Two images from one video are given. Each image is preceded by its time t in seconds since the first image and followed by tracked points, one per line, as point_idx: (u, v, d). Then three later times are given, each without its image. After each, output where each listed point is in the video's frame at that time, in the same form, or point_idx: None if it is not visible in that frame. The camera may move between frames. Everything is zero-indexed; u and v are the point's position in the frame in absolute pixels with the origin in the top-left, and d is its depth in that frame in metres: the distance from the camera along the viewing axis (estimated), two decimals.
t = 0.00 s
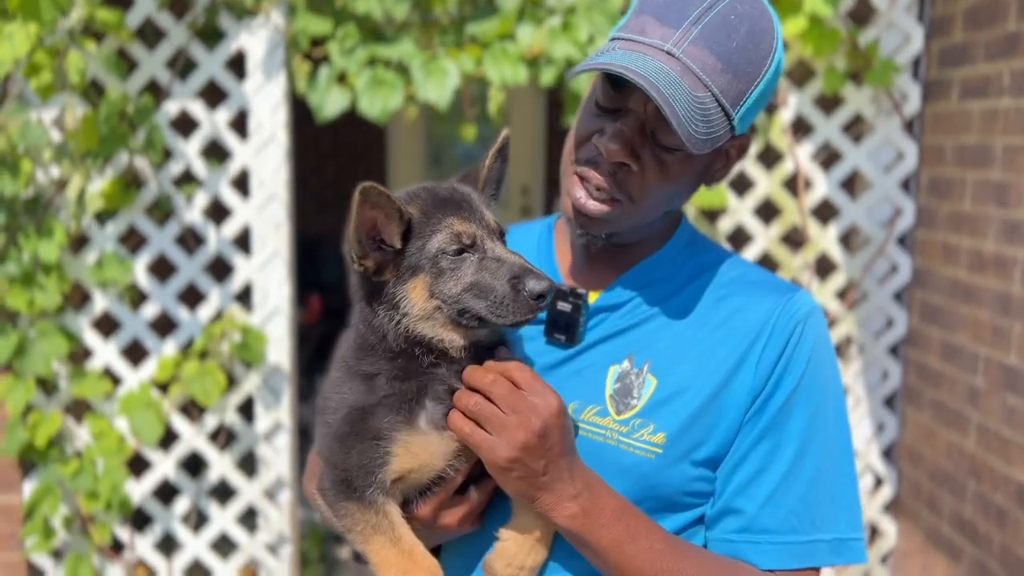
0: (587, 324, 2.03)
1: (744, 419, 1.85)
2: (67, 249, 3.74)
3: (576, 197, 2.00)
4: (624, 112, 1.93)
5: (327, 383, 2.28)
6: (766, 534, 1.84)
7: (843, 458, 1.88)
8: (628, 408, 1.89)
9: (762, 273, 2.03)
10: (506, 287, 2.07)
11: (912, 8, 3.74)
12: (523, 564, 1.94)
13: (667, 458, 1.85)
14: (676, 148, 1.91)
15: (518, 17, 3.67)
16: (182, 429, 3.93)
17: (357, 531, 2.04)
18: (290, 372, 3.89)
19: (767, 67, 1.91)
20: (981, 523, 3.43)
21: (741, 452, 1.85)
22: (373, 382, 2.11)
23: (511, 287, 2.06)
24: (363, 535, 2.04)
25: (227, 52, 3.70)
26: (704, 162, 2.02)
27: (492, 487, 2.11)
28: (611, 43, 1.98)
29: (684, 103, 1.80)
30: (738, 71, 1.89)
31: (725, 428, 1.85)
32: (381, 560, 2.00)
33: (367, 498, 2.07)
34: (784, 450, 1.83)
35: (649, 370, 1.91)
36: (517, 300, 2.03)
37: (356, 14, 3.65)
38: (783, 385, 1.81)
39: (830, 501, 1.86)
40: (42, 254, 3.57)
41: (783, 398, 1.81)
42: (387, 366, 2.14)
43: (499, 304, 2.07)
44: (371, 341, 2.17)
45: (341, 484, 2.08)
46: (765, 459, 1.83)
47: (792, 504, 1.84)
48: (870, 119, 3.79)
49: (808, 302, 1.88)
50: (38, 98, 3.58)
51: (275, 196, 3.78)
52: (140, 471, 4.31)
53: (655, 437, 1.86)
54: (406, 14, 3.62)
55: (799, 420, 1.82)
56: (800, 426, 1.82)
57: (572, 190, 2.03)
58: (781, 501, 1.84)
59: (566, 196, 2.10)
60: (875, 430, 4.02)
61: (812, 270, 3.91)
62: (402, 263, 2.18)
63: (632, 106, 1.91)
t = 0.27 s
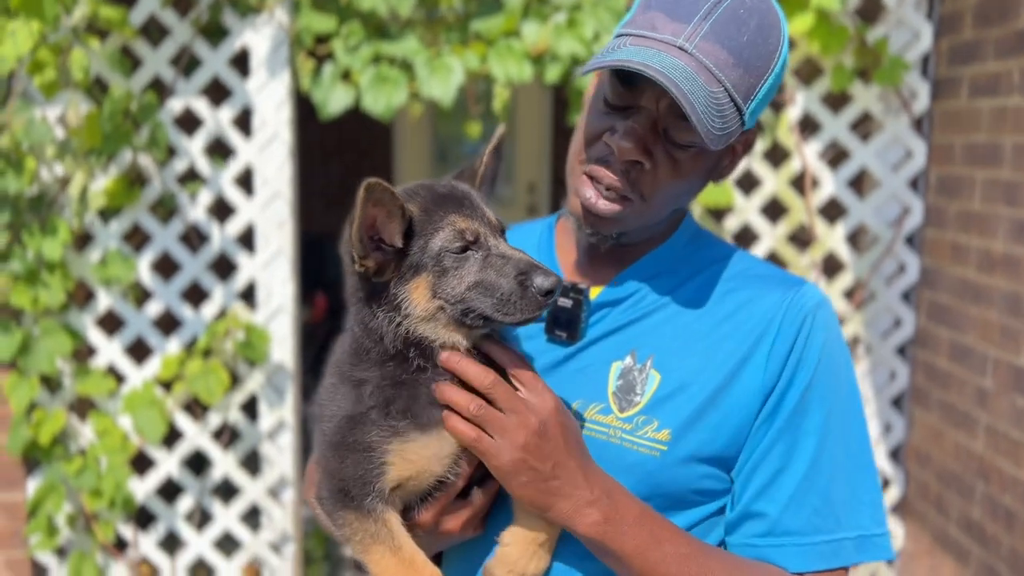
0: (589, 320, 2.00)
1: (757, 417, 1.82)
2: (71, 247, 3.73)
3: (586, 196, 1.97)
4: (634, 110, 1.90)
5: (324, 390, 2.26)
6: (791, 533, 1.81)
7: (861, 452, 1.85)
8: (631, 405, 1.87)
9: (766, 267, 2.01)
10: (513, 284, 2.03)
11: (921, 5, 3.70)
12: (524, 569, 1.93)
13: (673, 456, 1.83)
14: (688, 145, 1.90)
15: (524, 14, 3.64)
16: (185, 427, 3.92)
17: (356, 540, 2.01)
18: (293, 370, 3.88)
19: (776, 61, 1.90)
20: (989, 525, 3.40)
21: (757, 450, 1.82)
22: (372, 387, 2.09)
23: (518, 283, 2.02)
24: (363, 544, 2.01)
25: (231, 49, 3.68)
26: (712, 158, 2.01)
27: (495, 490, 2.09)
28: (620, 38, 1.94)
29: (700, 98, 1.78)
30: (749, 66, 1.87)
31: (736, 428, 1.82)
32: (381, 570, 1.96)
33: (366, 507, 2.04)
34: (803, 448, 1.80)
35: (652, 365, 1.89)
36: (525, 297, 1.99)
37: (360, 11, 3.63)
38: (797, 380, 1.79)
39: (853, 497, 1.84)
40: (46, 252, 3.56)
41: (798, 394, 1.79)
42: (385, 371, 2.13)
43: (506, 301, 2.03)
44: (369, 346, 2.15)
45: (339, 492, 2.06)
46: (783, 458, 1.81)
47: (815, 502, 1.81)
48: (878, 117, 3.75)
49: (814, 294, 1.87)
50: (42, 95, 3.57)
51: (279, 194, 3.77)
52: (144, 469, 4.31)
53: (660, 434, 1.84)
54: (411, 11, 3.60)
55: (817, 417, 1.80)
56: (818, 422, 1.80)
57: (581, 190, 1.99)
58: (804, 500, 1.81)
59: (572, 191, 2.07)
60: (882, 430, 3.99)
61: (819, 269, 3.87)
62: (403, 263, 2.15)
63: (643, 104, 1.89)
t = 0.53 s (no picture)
0: (594, 321, 1.97)
1: (775, 420, 1.79)
2: (75, 245, 3.72)
3: (609, 164, 1.91)
4: (646, 73, 1.90)
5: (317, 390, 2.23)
6: (816, 537, 1.79)
7: (880, 452, 1.83)
8: (639, 408, 1.83)
9: (776, 265, 1.98)
10: (509, 267, 2.06)
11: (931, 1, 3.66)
12: None
13: (682, 459, 1.78)
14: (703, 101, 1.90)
15: (530, 11, 3.61)
16: (190, 426, 3.91)
17: (347, 540, 1.97)
18: (298, 369, 3.86)
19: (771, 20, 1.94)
20: (1000, 528, 3.35)
21: (776, 454, 1.80)
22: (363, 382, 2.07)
23: (514, 266, 2.04)
24: (354, 545, 1.97)
25: (235, 47, 3.67)
26: (722, 126, 2.00)
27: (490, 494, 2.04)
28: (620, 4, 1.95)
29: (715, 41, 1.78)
30: (751, 21, 1.89)
31: (751, 432, 1.78)
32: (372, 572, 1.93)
33: (358, 506, 1.99)
34: (825, 450, 1.78)
35: (661, 368, 1.85)
36: (523, 278, 2.02)
37: (365, 8, 3.60)
38: (815, 384, 1.77)
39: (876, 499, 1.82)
40: (49, 251, 3.55)
41: (817, 397, 1.77)
42: (377, 367, 2.10)
43: (503, 285, 2.06)
44: (361, 342, 2.13)
45: (330, 492, 2.03)
46: (806, 463, 1.79)
47: (839, 506, 1.79)
48: (888, 115, 3.70)
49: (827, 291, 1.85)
50: (45, 93, 3.56)
51: (283, 192, 3.74)
52: (149, 468, 4.30)
53: (668, 437, 1.80)
54: (416, 7, 3.57)
55: (837, 420, 1.77)
56: (838, 425, 1.78)
57: (602, 159, 1.93)
58: (828, 505, 1.79)
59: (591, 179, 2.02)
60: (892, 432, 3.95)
61: (827, 269, 3.83)
62: (396, 253, 2.18)
63: (655, 65, 1.89)
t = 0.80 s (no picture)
0: (602, 322, 1.96)
1: (781, 417, 1.77)
2: (79, 246, 3.72)
3: (616, 159, 1.93)
4: (638, 58, 1.92)
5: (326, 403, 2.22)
6: (821, 535, 1.75)
7: (888, 449, 1.79)
8: (647, 409, 1.81)
9: (785, 263, 1.97)
10: (526, 264, 2.04)
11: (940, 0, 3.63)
12: None
13: (691, 459, 1.76)
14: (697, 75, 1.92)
15: (535, 11, 3.59)
16: (194, 428, 3.90)
17: (364, 552, 1.97)
18: (302, 370, 3.84)
19: None
20: (1009, 532, 3.32)
21: (780, 450, 1.77)
22: (376, 391, 2.05)
23: (531, 263, 2.03)
24: (371, 557, 1.96)
25: (240, 47, 3.65)
26: (720, 101, 2.02)
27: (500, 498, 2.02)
28: None
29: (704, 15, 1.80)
30: None
31: (756, 429, 1.76)
32: None
33: (375, 519, 1.99)
34: (829, 446, 1.74)
35: (668, 368, 1.83)
36: (540, 275, 2.01)
37: (370, 8, 3.59)
38: (819, 378, 1.74)
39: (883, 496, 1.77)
40: (54, 252, 3.55)
41: (822, 391, 1.74)
42: (385, 378, 2.08)
43: (521, 282, 2.04)
44: (370, 351, 2.12)
45: (344, 505, 2.03)
46: (810, 459, 1.75)
47: (845, 502, 1.75)
48: (896, 115, 3.68)
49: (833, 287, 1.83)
50: (50, 94, 3.55)
51: (288, 193, 3.74)
52: (153, 470, 4.29)
53: (677, 438, 1.78)
54: (421, 8, 3.56)
55: (842, 415, 1.74)
56: (843, 420, 1.74)
57: (608, 155, 1.95)
58: (833, 502, 1.75)
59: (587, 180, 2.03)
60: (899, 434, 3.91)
61: (835, 270, 3.81)
62: (409, 258, 2.17)
63: (645, 48, 1.91)
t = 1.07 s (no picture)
0: (597, 325, 1.94)
1: (778, 419, 1.75)
2: (82, 249, 3.71)
3: (594, 164, 1.92)
4: (615, 62, 1.91)
5: (319, 401, 2.20)
6: (819, 537, 1.74)
7: (886, 449, 1.79)
8: (643, 413, 1.80)
9: (779, 262, 1.95)
10: (523, 258, 2.07)
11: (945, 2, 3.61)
12: None
13: (689, 463, 1.75)
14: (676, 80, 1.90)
15: (538, 13, 3.57)
16: (197, 431, 3.89)
17: (351, 552, 1.96)
18: (305, 374, 3.83)
19: None
20: (1016, 536, 3.30)
21: (777, 451, 1.75)
22: (370, 390, 2.04)
23: (528, 256, 2.06)
24: (358, 557, 1.95)
25: (243, 50, 3.65)
26: (706, 99, 1.99)
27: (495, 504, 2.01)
28: None
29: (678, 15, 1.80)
30: None
31: (751, 432, 1.74)
32: None
33: (362, 519, 1.98)
34: (826, 447, 1.73)
35: (664, 371, 1.82)
36: (538, 267, 2.04)
37: (373, 11, 3.59)
38: (817, 380, 1.72)
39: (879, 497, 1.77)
40: (56, 255, 3.55)
41: (819, 393, 1.72)
42: (379, 378, 2.06)
43: (520, 275, 2.06)
44: (365, 351, 2.10)
45: (332, 505, 2.01)
46: (807, 461, 1.74)
47: (842, 504, 1.74)
48: (901, 117, 3.66)
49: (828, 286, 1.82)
50: (52, 97, 3.56)
51: (291, 196, 3.73)
52: (156, 473, 4.28)
53: (675, 441, 1.76)
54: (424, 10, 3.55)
55: (840, 416, 1.73)
56: (840, 422, 1.73)
57: (586, 161, 1.94)
58: (831, 504, 1.74)
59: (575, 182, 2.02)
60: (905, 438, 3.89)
61: (840, 273, 3.79)
62: (409, 255, 2.16)
63: (622, 52, 1.90)
